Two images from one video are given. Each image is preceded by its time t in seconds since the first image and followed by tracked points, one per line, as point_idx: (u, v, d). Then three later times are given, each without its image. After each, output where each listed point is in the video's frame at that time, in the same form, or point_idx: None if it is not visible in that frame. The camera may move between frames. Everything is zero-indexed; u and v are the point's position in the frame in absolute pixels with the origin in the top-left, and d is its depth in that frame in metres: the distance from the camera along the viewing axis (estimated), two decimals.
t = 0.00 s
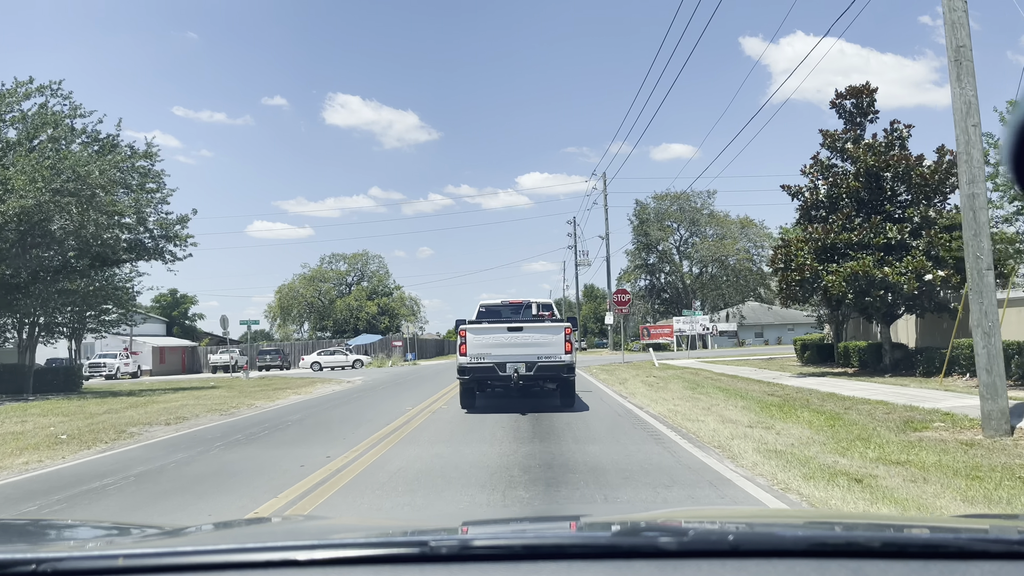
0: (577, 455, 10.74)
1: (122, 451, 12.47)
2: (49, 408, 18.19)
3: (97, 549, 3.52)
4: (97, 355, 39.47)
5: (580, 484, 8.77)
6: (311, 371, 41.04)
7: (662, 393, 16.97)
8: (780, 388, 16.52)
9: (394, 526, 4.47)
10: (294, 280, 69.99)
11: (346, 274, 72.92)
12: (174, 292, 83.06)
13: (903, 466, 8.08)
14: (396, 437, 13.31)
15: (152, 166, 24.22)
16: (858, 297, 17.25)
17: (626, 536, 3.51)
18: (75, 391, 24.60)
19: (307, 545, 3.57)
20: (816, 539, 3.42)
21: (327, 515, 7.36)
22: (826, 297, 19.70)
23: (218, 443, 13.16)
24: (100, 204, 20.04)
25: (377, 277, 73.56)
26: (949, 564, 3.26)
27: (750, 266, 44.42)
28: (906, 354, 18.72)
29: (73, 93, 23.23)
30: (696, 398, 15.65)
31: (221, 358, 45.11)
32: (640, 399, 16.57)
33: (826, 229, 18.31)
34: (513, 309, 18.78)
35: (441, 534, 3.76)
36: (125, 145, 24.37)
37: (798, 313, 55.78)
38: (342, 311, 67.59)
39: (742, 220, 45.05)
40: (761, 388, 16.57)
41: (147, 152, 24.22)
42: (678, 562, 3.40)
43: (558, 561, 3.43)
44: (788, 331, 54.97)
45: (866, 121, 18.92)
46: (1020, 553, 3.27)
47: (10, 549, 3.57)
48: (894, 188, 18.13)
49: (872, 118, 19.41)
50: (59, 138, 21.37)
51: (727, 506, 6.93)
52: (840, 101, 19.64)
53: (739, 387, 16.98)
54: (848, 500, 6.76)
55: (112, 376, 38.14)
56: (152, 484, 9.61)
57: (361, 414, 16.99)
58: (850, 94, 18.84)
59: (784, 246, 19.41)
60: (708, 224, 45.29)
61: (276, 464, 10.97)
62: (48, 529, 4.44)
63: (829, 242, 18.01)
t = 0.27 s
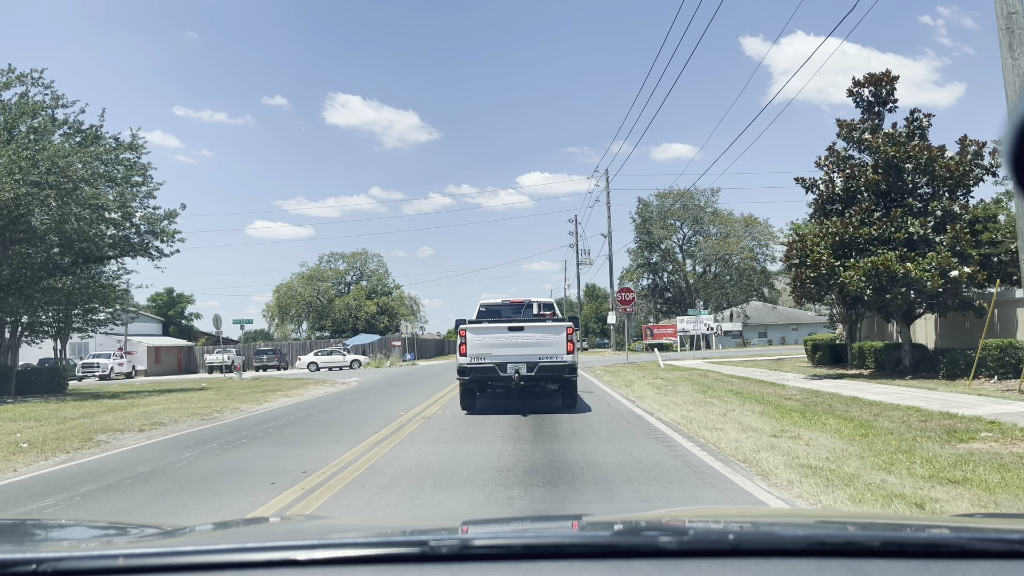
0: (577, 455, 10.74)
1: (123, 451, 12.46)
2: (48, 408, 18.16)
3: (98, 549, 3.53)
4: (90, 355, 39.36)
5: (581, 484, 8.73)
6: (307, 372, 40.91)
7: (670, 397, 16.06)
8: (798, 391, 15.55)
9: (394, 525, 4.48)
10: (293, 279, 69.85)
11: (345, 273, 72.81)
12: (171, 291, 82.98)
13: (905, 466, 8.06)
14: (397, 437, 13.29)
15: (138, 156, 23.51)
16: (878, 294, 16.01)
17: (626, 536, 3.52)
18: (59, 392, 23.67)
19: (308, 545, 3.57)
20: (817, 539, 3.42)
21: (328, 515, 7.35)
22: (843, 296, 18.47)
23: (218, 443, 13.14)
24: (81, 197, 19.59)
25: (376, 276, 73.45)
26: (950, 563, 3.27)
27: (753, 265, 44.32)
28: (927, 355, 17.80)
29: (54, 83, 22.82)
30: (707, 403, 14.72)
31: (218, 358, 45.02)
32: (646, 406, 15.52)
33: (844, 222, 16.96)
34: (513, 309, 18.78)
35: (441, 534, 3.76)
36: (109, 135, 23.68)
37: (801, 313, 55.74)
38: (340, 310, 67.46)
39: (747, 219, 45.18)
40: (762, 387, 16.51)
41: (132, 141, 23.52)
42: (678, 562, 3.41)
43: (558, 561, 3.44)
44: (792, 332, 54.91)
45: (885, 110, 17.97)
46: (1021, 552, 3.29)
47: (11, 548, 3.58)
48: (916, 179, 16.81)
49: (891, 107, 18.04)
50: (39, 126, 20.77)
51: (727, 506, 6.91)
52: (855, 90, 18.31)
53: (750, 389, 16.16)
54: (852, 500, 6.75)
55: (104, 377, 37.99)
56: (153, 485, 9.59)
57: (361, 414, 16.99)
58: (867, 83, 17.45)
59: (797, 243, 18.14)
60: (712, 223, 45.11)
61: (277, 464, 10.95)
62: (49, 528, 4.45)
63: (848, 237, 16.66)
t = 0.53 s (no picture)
0: (578, 454, 10.70)
1: (124, 450, 12.45)
2: (45, 408, 18.11)
3: (97, 549, 3.52)
4: (84, 356, 39.27)
5: (583, 483, 8.71)
6: (304, 372, 40.79)
7: (680, 399, 15.40)
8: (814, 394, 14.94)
9: (393, 524, 4.48)
10: (291, 278, 69.76)
11: (344, 272, 72.81)
12: (168, 290, 82.83)
13: (906, 465, 8.03)
14: (398, 436, 13.27)
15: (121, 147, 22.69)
16: (898, 292, 15.40)
17: (625, 535, 3.51)
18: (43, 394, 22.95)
19: (307, 544, 3.57)
20: (816, 538, 3.42)
21: (328, 513, 7.35)
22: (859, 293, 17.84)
23: (220, 442, 13.13)
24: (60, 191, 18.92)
25: (375, 275, 73.45)
26: (949, 563, 3.26)
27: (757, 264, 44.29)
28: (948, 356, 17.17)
29: (36, 73, 22.48)
30: (720, 405, 14.02)
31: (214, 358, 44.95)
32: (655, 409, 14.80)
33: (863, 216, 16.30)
34: (514, 308, 18.80)
35: (440, 533, 3.75)
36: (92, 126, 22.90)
37: (804, 313, 55.81)
38: (339, 310, 67.34)
39: (751, 217, 45.50)
40: (763, 387, 16.46)
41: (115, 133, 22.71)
42: (678, 561, 3.40)
43: (556, 560, 3.43)
44: (796, 332, 54.86)
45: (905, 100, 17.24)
46: (1022, 551, 3.28)
47: (9, 547, 3.57)
48: (938, 170, 16.18)
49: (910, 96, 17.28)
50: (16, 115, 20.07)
51: (728, 504, 6.89)
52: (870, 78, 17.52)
53: (762, 391, 15.56)
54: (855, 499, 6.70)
55: (98, 377, 37.88)
56: (155, 484, 9.56)
57: (361, 413, 16.99)
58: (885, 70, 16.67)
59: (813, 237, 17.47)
60: (715, 221, 44.98)
61: (278, 463, 10.93)
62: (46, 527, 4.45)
63: (866, 231, 16.03)
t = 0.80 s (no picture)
0: (578, 454, 10.73)
1: (126, 450, 12.48)
2: (44, 409, 18.11)
3: (99, 548, 3.56)
4: (79, 356, 39.26)
5: (585, 483, 8.73)
6: (303, 372, 40.77)
7: (692, 403, 14.80)
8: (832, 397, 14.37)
9: (394, 523, 4.52)
10: (290, 278, 69.75)
11: (343, 271, 72.84)
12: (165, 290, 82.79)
13: (905, 465, 8.06)
14: (399, 436, 13.30)
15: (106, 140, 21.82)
16: (920, 290, 14.82)
17: (625, 535, 3.55)
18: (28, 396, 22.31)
19: (309, 544, 3.60)
20: (815, 537, 3.46)
21: (329, 513, 7.39)
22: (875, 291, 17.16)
23: (222, 442, 13.16)
24: (41, 184, 18.15)
25: (374, 274, 73.46)
26: (948, 562, 3.31)
27: (762, 263, 44.38)
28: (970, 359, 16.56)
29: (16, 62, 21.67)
30: (734, 408, 13.40)
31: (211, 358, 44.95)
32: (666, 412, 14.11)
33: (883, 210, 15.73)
34: (515, 307, 18.82)
35: (441, 532, 3.79)
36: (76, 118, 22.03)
37: (806, 313, 55.89)
38: (338, 310, 67.30)
39: (754, 216, 45.46)
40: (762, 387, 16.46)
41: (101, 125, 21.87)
42: (678, 561, 3.44)
43: (557, 559, 3.47)
44: (800, 332, 54.91)
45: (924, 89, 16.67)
46: (1019, 551, 3.33)
47: (11, 547, 3.60)
48: (960, 162, 15.65)
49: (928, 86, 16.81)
50: None
51: (729, 505, 6.93)
52: (887, 69, 17.07)
53: (776, 394, 14.99)
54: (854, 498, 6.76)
55: (93, 378, 37.85)
56: (158, 484, 9.59)
57: (362, 413, 17.03)
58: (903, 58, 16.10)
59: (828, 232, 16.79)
60: (719, 220, 44.95)
61: (280, 463, 10.96)
62: (46, 527, 4.48)
63: (885, 225, 15.48)
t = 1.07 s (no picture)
0: (579, 454, 10.69)
1: (126, 450, 12.44)
2: (40, 409, 18.02)
3: (97, 549, 3.51)
4: (73, 356, 39.16)
5: (587, 483, 8.67)
6: (301, 372, 40.70)
7: (705, 406, 14.22)
8: (853, 400, 13.82)
9: (393, 523, 4.46)
10: (289, 277, 69.69)
11: (342, 270, 72.81)
12: (161, 288, 82.59)
13: (908, 465, 8.02)
14: (400, 436, 13.25)
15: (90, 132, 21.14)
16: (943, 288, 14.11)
17: (625, 535, 3.50)
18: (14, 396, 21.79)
19: (308, 544, 3.55)
20: (817, 538, 3.41)
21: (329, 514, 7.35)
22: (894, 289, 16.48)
23: (221, 442, 13.12)
24: (19, 178, 17.51)
25: (373, 273, 73.42)
26: (949, 562, 3.26)
27: (765, 262, 44.34)
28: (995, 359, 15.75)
29: None
30: (750, 413, 12.79)
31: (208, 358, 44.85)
32: (676, 417, 13.51)
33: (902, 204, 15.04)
34: (516, 307, 18.78)
35: (440, 533, 3.73)
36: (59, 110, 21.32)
37: (810, 313, 55.91)
38: (337, 309, 67.22)
39: (758, 215, 45.51)
40: (765, 388, 16.39)
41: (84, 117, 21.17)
42: (678, 561, 3.39)
43: (557, 560, 3.42)
44: (803, 332, 54.88)
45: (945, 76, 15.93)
46: (1021, 551, 3.27)
47: (8, 548, 3.55)
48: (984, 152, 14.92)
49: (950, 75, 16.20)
50: None
51: (731, 505, 6.89)
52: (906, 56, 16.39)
53: (791, 398, 14.49)
54: (859, 499, 6.70)
55: (88, 378, 37.75)
56: (157, 484, 9.54)
57: (363, 413, 17.01)
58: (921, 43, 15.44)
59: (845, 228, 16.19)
60: (722, 218, 44.89)
61: (281, 463, 10.91)
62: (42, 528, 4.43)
63: (905, 220, 14.79)
